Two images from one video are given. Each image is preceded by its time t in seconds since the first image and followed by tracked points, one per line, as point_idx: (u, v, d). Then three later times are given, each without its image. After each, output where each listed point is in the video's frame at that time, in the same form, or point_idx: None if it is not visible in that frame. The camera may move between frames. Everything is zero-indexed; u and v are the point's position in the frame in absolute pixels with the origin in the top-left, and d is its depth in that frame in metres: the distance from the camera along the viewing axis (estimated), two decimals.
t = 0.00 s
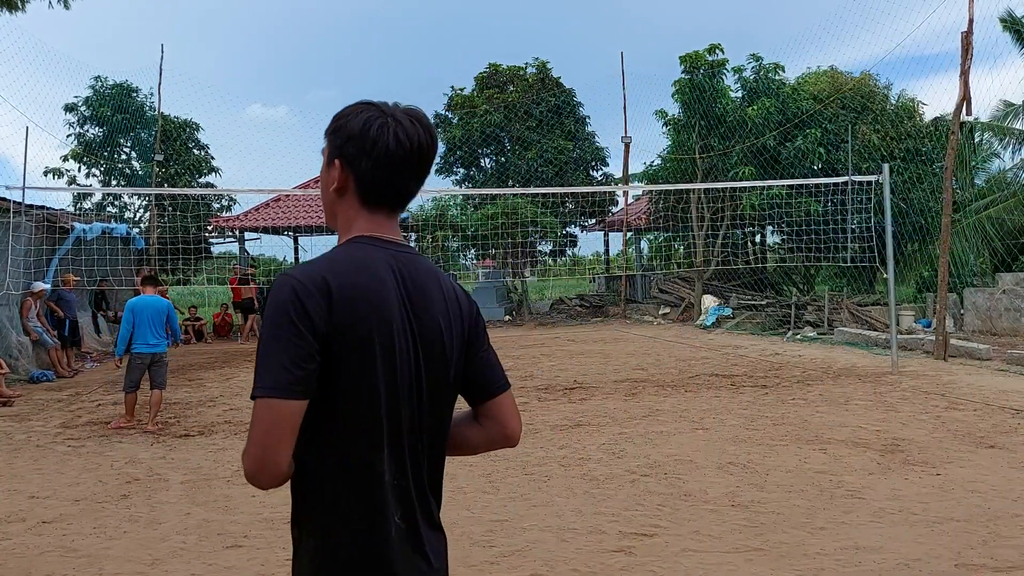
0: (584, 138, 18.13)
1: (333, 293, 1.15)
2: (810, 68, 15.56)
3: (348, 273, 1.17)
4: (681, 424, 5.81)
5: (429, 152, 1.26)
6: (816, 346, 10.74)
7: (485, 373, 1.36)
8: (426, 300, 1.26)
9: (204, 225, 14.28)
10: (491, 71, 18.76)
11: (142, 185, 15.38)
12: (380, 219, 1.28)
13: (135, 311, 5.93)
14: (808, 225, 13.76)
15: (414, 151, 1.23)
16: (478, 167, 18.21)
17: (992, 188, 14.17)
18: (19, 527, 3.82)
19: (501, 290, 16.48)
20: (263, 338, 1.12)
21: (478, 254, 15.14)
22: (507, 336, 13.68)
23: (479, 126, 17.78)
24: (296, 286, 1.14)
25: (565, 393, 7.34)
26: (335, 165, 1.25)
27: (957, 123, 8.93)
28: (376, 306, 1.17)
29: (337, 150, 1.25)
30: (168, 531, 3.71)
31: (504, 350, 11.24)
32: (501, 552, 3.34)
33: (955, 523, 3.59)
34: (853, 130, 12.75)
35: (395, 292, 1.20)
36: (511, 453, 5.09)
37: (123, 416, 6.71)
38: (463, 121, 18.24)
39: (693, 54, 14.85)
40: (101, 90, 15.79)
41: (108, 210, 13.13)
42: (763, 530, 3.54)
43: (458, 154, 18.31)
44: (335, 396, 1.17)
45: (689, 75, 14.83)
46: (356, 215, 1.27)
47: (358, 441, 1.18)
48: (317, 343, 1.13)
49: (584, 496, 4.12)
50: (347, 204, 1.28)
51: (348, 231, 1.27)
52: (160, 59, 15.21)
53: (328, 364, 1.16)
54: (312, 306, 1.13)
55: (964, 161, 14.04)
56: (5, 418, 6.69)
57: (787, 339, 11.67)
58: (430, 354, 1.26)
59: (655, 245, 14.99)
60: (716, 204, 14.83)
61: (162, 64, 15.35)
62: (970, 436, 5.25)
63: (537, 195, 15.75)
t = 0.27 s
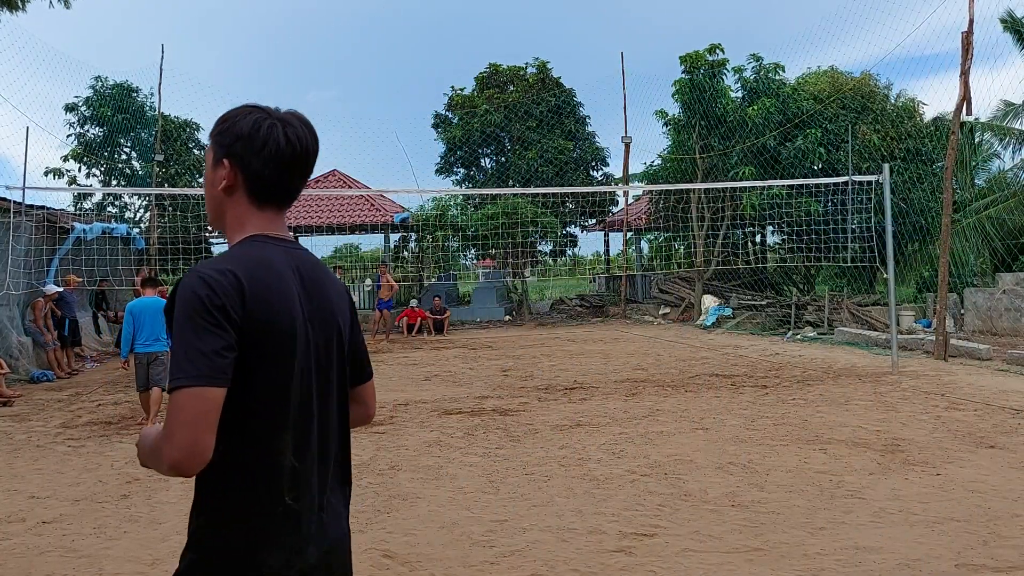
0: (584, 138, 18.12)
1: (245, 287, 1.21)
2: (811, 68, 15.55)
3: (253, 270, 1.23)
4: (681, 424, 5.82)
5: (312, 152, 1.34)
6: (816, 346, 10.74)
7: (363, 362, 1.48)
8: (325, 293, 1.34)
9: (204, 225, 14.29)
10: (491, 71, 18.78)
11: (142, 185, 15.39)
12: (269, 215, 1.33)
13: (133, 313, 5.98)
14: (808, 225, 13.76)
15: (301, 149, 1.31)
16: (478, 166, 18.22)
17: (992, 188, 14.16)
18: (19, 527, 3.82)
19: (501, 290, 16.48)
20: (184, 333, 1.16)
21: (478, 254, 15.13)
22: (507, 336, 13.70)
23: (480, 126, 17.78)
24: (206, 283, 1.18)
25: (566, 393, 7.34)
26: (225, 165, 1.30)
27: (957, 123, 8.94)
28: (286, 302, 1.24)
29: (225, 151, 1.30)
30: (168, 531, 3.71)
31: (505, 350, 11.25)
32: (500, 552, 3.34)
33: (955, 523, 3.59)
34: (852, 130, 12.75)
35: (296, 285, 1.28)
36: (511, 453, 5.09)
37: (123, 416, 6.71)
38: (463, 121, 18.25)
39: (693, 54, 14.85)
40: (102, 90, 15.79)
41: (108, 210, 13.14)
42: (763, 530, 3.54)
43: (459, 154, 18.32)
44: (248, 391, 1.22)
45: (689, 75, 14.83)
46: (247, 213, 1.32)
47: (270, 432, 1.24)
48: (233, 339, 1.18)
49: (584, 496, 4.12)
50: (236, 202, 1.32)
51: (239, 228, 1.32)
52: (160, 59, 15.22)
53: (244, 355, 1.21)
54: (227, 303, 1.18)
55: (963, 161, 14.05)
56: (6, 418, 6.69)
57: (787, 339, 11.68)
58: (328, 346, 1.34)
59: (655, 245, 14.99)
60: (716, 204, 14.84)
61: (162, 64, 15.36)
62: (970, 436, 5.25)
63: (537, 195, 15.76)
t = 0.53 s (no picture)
0: (584, 138, 18.13)
1: (127, 307, 1.28)
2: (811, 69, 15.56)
3: (134, 287, 1.31)
4: (680, 424, 5.83)
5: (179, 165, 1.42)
6: (816, 347, 10.75)
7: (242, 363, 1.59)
8: (203, 302, 1.43)
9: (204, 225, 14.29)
10: (491, 71, 18.78)
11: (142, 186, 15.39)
12: (139, 230, 1.40)
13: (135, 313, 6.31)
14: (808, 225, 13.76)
15: (168, 164, 1.39)
16: (478, 167, 18.22)
17: (992, 188, 14.17)
18: (19, 527, 3.82)
19: (501, 290, 16.49)
20: (72, 354, 1.23)
21: (478, 254, 15.13)
22: (507, 336, 13.72)
23: (479, 126, 17.78)
24: (87, 306, 1.25)
25: (565, 393, 7.36)
26: (92, 185, 1.36)
27: (957, 123, 8.94)
28: (167, 316, 1.33)
29: (90, 171, 1.36)
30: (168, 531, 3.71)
31: (505, 351, 11.26)
32: (501, 552, 3.34)
33: (956, 523, 3.59)
34: (852, 130, 12.75)
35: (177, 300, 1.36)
36: (511, 453, 5.10)
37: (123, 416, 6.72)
38: (463, 121, 18.25)
39: (693, 54, 14.84)
40: (101, 90, 15.79)
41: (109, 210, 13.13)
42: (763, 530, 3.55)
43: (458, 154, 18.32)
44: (136, 403, 1.31)
45: (689, 75, 14.82)
46: (117, 230, 1.38)
47: (158, 437, 1.33)
48: (124, 359, 1.27)
49: (584, 496, 4.12)
50: (106, 220, 1.38)
51: (110, 245, 1.38)
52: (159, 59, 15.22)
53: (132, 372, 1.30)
54: (112, 324, 1.26)
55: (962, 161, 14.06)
56: (6, 418, 6.70)
57: (786, 339, 11.70)
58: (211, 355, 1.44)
59: (654, 245, 15.00)
60: (716, 204, 14.84)
61: (162, 65, 15.36)
62: (969, 436, 5.26)
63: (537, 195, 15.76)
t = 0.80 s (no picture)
0: (584, 138, 18.14)
1: None
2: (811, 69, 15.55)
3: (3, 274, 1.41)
4: (680, 424, 5.83)
5: (61, 151, 1.54)
6: (816, 347, 10.75)
7: (150, 352, 1.65)
8: (84, 286, 1.50)
9: (204, 225, 14.29)
10: (491, 71, 18.79)
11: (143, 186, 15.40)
12: (31, 217, 1.52)
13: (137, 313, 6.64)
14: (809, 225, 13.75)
15: (43, 150, 1.50)
16: (478, 167, 18.23)
17: (992, 188, 14.15)
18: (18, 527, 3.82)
19: (501, 290, 16.48)
20: None
21: (478, 254, 15.14)
22: (507, 336, 13.72)
23: (479, 126, 17.77)
24: None
25: (565, 393, 7.36)
26: None
27: (957, 123, 8.94)
28: (38, 299, 1.42)
29: None
30: (168, 531, 3.71)
31: (505, 351, 11.26)
32: (500, 552, 3.35)
33: (956, 523, 3.59)
34: (853, 130, 12.74)
35: (51, 285, 1.45)
36: (511, 453, 5.10)
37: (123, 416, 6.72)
38: (463, 121, 18.25)
39: (693, 54, 14.83)
40: (101, 90, 15.79)
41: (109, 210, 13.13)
42: (763, 530, 3.55)
43: (458, 154, 18.32)
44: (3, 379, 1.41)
45: (689, 75, 14.81)
46: (8, 218, 1.51)
47: (25, 418, 1.43)
48: None
49: (584, 496, 4.12)
50: None
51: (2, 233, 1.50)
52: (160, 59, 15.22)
53: None
54: None
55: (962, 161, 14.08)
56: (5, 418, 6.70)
57: (787, 339, 11.69)
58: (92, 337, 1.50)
59: (654, 245, 15.00)
60: (716, 204, 14.84)
61: (162, 65, 15.36)
62: (969, 436, 5.26)
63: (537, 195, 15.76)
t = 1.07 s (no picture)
0: (584, 138, 18.12)
1: None
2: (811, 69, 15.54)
3: None
4: (680, 424, 5.83)
5: (3, 175, 1.56)
6: (816, 347, 10.75)
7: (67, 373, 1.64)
8: None
9: (204, 225, 14.30)
10: (491, 71, 18.78)
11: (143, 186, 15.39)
12: None
13: (150, 310, 6.65)
14: (809, 225, 13.76)
15: None
16: (478, 167, 18.22)
17: (991, 188, 14.15)
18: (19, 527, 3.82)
19: (501, 290, 16.48)
20: None
21: (478, 254, 15.15)
22: (507, 336, 13.71)
23: (479, 127, 17.77)
24: None
25: (565, 393, 7.36)
26: None
27: (957, 123, 8.93)
28: None
29: None
30: (168, 531, 3.71)
31: (505, 351, 11.26)
32: (500, 552, 3.35)
33: (956, 523, 3.59)
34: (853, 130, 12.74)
35: None
36: (511, 453, 5.10)
37: (124, 416, 6.73)
38: (463, 121, 18.23)
39: (693, 54, 14.81)
40: (101, 90, 15.78)
41: (108, 210, 13.12)
42: (763, 530, 3.55)
43: (458, 154, 18.31)
44: None
45: (689, 75, 14.79)
46: None
47: None
48: None
49: (584, 496, 4.12)
50: None
51: None
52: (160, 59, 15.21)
53: None
54: None
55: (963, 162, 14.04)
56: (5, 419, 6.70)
57: (786, 339, 11.70)
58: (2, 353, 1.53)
59: (654, 245, 15.00)
60: (716, 204, 14.83)
61: (162, 64, 15.36)
62: (970, 436, 5.25)
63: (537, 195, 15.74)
